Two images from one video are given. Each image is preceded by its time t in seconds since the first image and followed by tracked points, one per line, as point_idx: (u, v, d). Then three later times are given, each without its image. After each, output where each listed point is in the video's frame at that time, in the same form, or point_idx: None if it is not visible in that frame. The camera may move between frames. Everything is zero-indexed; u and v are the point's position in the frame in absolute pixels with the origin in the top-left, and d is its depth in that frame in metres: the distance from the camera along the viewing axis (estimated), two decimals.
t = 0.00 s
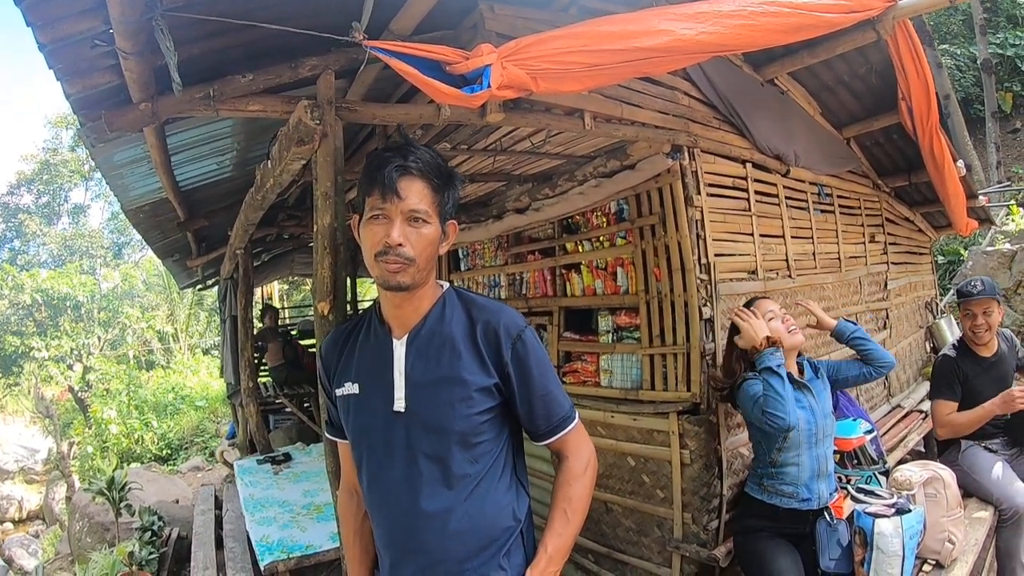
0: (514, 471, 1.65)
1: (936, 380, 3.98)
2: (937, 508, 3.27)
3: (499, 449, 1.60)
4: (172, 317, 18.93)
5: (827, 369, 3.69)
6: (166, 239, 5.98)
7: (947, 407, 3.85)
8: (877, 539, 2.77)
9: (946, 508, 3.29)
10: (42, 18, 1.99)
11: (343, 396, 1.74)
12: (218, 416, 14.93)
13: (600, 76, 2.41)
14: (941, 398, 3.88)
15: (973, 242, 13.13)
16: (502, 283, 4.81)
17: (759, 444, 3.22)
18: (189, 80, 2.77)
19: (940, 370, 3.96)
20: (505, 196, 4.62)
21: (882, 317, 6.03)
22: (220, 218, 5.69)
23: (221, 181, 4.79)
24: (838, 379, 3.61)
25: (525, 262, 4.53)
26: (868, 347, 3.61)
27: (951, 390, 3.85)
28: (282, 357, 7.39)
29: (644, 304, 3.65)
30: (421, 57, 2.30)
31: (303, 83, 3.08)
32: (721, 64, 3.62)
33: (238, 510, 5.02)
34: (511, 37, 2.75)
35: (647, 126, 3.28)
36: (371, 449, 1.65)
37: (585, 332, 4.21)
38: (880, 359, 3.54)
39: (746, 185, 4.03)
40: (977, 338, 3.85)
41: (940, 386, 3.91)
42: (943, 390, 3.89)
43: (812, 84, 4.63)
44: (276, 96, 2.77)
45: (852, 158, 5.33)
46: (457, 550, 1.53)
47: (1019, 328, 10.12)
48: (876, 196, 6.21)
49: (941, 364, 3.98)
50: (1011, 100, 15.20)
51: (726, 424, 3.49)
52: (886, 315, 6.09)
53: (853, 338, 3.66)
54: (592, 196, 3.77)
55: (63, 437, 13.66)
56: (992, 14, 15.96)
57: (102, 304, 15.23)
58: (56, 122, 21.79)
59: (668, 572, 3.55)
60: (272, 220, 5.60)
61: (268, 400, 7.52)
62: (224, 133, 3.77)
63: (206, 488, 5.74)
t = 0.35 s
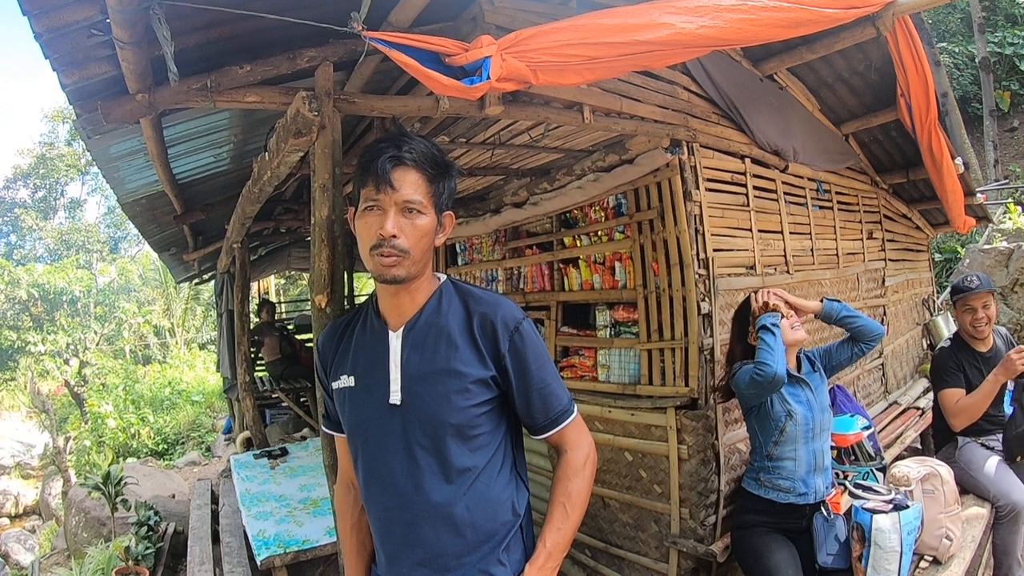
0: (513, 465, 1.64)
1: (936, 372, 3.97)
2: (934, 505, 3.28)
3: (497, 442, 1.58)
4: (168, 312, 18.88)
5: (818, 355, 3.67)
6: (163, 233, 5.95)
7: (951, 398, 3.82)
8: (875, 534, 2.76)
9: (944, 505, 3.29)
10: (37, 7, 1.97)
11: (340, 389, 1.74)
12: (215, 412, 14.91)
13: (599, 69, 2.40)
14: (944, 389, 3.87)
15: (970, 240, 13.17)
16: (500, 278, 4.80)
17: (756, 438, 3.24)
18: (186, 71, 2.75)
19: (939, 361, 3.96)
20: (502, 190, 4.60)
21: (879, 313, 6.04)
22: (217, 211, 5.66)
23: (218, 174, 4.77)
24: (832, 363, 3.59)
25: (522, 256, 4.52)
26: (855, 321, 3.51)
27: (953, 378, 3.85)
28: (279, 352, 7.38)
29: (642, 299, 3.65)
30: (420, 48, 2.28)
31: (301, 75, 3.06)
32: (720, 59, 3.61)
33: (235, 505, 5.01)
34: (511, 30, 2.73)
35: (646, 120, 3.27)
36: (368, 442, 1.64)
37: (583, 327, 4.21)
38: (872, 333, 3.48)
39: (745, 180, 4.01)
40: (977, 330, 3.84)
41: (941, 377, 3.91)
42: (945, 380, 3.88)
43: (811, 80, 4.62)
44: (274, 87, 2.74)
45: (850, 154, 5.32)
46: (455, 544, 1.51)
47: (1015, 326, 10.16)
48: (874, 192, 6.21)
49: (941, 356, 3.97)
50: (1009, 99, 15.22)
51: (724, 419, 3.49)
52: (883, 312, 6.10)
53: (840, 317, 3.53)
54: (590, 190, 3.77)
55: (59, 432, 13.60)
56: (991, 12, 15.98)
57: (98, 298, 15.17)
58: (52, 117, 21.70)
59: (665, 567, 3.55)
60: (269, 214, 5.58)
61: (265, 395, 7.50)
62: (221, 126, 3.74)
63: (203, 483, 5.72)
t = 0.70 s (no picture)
0: (509, 464, 1.63)
1: (936, 364, 3.95)
2: (931, 503, 3.30)
3: (492, 441, 1.58)
4: (167, 309, 18.85)
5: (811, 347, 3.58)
6: (161, 230, 5.94)
7: (956, 388, 3.79)
8: (872, 533, 2.78)
9: (941, 503, 3.30)
10: (34, 5, 1.96)
11: (335, 388, 1.74)
12: (214, 409, 14.92)
13: (598, 66, 2.40)
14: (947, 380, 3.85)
15: (968, 239, 13.19)
16: (498, 274, 4.80)
17: (756, 434, 3.24)
18: (184, 68, 2.74)
19: (938, 354, 3.95)
20: (501, 187, 4.60)
21: (877, 311, 6.05)
22: (216, 208, 5.65)
23: (216, 171, 4.76)
24: (826, 351, 3.51)
25: (520, 253, 4.52)
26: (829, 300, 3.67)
27: (954, 369, 3.84)
28: (278, 348, 7.38)
29: (641, 297, 3.65)
30: (419, 46, 2.28)
31: (299, 72, 3.05)
32: (719, 56, 3.60)
33: (233, 502, 5.01)
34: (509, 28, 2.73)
35: (645, 118, 3.27)
36: (363, 442, 1.64)
37: (581, 324, 4.21)
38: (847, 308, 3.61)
39: (743, 177, 4.01)
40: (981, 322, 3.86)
41: (942, 368, 3.89)
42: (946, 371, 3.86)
43: (810, 78, 4.61)
44: (273, 84, 2.74)
45: (848, 152, 5.32)
46: (451, 543, 1.51)
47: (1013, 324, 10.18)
48: (873, 190, 6.21)
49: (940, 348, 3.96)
50: (1008, 98, 15.22)
51: (721, 417, 3.50)
52: (881, 310, 6.11)
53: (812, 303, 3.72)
54: (589, 188, 3.77)
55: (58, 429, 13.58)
56: (990, 11, 15.99)
57: (96, 295, 15.14)
58: (51, 113, 21.66)
59: (663, 564, 3.56)
60: (268, 211, 5.57)
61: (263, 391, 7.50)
62: (219, 122, 3.73)
63: (201, 480, 5.72)
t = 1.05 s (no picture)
0: (508, 466, 1.59)
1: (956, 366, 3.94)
2: (936, 500, 3.29)
3: (488, 442, 1.54)
4: (171, 308, 18.89)
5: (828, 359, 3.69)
6: (165, 229, 5.96)
7: (972, 393, 3.80)
8: (876, 530, 2.77)
9: (945, 500, 3.30)
10: (39, 5, 1.97)
11: (333, 390, 1.73)
12: (218, 407, 14.96)
13: (602, 64, 2.40)
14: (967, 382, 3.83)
15: (972, 236, 13.16)
16: (502, 273, 4.80)
17: (761, 436, 3.25)
18: (188, 67, 2.74)
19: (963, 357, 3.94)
20: (505, 185, 4.59)
21: (881, 309, 6.03)
22: (220, 208, 5.66)
23: (220, 170, 4.76)
24: (842, 367, 3.60)
25: (525, 251, 4.52)
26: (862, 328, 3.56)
27: (977, 373, 3.82)
28: (282, 347, 7.40)
29: (645, 295, 3.65)
30: (423, 44, 2.27)
31: (303, 70, 3.05)
32: (723, 53, 3.59)
33: (238, 500, 5.02)
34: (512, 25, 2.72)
35: (649, 115, 3.26)
36: (360, 443, 1.63)
37: (585, 322, 4.21)
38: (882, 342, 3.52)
39: (748, 175, 4.01)
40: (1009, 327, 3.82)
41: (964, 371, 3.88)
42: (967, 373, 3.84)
43: (813, 75, 4.59)
44: (276, 83, 2.74)
45: (853, 149, 5.30)
46: (447, 547, 1.49)
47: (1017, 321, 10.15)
48: (877, 187, 6.20)
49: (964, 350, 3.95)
50: (1012, 94, 15.17)
51: (727, 415, 3.50)
52: (885, 307, 6.10)
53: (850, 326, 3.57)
54: (593, 185, 3.75)
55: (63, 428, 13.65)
56: (994, 7, 15.93)
57: (100, 295, 15.17)
58: (54, 113, 21.71)
59: (668, 562, 3.56)
60: (272, 210, 5.57)
61: (268, 390, 7.52)
62: (223, 121, 3.74)
63: (206, 479, 5.74)
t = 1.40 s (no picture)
0: (501, 469, 1.53)
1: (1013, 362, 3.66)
2: (943, 500, 3.30)
3: (480, 444, 1.48)
4: (177, 308, 18.96)
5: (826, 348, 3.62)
6: (172, 229, 5.98)
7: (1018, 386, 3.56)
8: (883, 532, 2.80)
9: (952, 500, 3.30)
10: (46, 8, 1.98)
11: (330, 388, 1.72)
12: (224, 407, 15.02)
13: (608, 63, 2.40)
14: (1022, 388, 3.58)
15: (978, 234, 13.11)
16: (508, 272, 4.81)
17: (764, 434, 3.23)
18: (195, 68, 2.76)
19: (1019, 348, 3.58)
20: (511, 185, 4.60)
21: (888, 307, 6.02)
22: (226, 208, 5.68)
23: (226, 170, 4.78)
24: (839, 350, 3.56)
25: (531, 250, 4.53)
26: (846, 305, 3.58)
27: None
28: (288, 347, 7.43)
29: (652, 293, 3.65)
30: (429, 44, 2.28)
31: (309, 71, 3.06)
32: (728, 52, 3.58)
33: (245, 500, 5.04)
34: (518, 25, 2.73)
35: (655, 114, 3.26)
36: (353, 443, 1.61)
37: (592, 321, 4.22)
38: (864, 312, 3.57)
39: (754, 173, 4.00)
40: None
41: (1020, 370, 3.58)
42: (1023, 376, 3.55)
43: (819, 73, 4.58)
44: (282, 83, 2.75)
45: (859, 147, 5.29)
46: (435, 551, 1.45)
47: None
48: (883, 186, 6.18)
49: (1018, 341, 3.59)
50: (1018, 91, 15.10)
51: (733, 413, 3.50)
52: (892, 306, 6.08)
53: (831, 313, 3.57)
54: (599, 184, 3.75)
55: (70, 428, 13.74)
56: (1000, 4, 15.84)
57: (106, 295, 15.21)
58: (59, 114, 21.78)
59: (675, 561, 3.56)
60: (278, 210, 5.59)
61: (274, 390, 7.55)
62: (229, 122, 3.75)
63: (213, 478, 5.77)
